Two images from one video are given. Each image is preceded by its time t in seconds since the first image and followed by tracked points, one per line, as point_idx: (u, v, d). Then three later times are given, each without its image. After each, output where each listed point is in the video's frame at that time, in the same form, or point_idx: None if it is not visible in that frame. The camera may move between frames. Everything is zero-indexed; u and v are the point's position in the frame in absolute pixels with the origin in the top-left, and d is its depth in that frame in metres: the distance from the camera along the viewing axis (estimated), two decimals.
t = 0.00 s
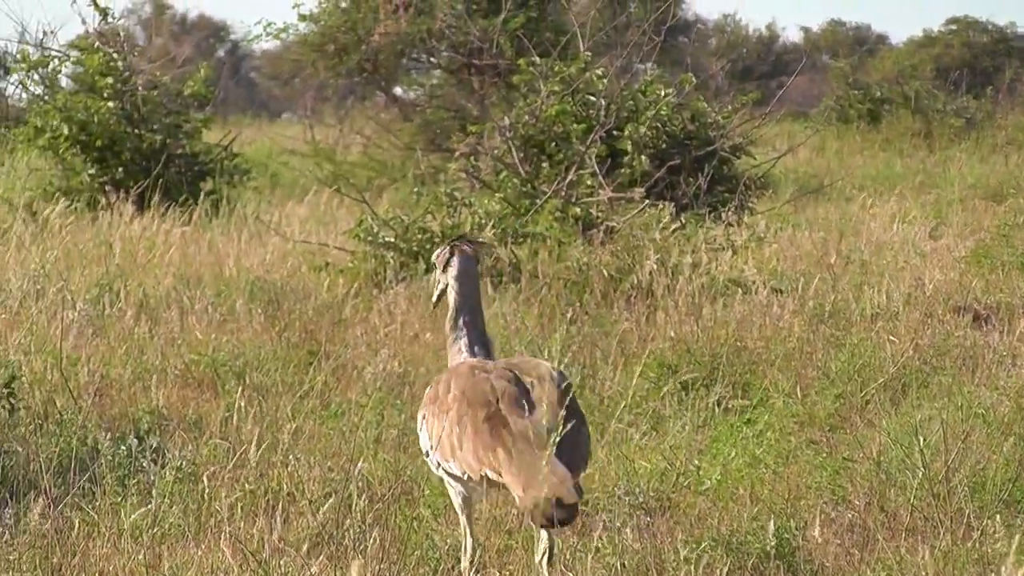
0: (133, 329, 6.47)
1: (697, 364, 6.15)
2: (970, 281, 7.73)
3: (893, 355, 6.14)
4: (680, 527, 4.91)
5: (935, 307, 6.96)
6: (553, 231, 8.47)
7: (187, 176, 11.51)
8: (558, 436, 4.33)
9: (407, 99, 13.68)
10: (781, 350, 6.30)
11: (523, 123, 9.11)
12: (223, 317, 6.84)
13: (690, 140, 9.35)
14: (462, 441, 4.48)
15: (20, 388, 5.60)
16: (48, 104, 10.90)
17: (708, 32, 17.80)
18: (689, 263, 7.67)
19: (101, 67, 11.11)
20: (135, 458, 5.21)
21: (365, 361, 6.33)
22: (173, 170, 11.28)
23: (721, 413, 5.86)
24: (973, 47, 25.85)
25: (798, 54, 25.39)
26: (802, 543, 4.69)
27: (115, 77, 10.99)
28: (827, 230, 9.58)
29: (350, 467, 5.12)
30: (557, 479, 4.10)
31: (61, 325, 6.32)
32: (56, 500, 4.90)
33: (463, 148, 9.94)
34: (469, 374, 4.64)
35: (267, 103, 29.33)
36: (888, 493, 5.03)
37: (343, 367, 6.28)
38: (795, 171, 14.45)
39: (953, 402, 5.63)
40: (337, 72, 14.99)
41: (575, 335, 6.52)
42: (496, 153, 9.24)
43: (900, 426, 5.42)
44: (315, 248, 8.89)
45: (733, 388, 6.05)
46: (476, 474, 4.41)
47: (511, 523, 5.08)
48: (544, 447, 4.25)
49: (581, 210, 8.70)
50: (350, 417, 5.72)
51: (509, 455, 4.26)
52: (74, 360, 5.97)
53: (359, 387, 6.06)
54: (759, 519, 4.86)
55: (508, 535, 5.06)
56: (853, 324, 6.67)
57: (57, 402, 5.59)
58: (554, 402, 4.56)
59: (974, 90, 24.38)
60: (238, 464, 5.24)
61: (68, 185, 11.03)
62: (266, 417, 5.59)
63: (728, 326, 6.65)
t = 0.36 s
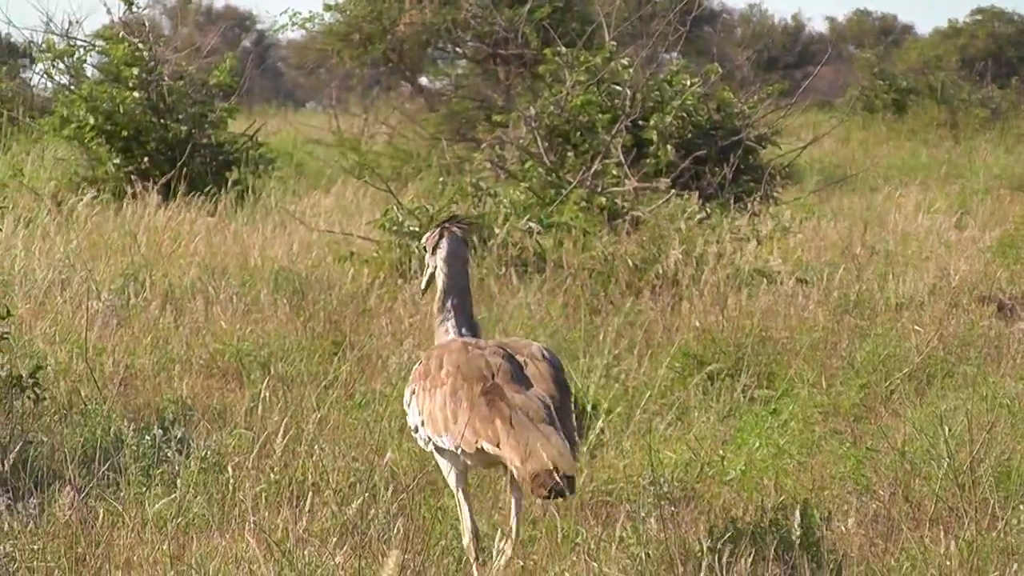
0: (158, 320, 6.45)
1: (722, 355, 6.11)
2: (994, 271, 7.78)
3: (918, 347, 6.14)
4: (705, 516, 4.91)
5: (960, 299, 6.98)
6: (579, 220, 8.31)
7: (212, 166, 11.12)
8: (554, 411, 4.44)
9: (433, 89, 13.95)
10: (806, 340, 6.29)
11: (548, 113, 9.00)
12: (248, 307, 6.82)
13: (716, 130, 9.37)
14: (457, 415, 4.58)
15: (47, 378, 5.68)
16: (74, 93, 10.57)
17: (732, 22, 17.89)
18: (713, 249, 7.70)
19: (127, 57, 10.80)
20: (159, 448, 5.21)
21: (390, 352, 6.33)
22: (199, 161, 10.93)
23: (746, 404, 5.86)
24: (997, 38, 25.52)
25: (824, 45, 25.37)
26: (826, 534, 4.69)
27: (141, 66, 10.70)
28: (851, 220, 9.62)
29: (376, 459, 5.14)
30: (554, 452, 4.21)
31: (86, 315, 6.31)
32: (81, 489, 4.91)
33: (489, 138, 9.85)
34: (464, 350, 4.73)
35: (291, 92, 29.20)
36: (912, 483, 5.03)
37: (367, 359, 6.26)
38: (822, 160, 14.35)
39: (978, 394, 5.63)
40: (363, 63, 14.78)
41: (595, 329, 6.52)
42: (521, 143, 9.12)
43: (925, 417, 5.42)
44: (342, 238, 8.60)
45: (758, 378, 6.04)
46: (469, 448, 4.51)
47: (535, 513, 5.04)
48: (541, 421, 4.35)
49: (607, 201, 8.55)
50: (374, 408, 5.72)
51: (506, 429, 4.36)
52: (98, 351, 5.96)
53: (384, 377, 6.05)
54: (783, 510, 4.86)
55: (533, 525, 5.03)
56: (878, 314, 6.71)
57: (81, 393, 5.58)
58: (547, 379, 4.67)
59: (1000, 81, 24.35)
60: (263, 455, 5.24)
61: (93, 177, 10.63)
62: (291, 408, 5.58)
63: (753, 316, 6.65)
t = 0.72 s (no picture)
0: (178, 307, 6.47)
1: (741, 343, 6.12)
2: (1015, 258, 7.78)
3: (937, 334, 6.15)
4: (725, 504, 4.92)
5: (980, 286, 6.99)
6: (599, 209, 8.26)
7: (232, 154, 11.27)
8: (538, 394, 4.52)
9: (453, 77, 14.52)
10: (826, 328, 6.29)
11: (568, 101, 8.92)
12: (268, 295, 6.83)
13: (735, 118, 9.43)
14: (442, 402, 4.66)
15: (67, 366, 5.70)
16: (94, 82, 10.71)
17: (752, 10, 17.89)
18: (732, 240, 7.73)
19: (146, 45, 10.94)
20: (179, 436, 5.22)
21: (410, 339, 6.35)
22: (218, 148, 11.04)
23: (765, 391, 5.86)
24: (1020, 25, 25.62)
25: (844, 33, 25.40)
26: (845, 521, 4.70)
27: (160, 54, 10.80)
28: (871, 209, 9.62)
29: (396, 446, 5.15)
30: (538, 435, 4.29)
31: (106, 303, 6.34)
32: (100, 477, 4.92)
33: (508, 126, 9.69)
34: (447, 337, 4.81)
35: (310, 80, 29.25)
36: (931, 471, 5.03)
37: (388, 346, 6.26)
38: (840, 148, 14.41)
39: (998, 381, 5.64)
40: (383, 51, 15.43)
41: (615, 317, 6.52)
42: (541, 131, 9.05)
43: (944, 405, 5.42)
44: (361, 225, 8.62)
45: (777, 366, 6.04)
46: (456, 435, 4.60)
47: (555, 499, 5.03)
48: (525, 405, 4.44)
49: (627, 188, 8.49)
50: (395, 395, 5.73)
51: (491, 414, 4.45)
52: (118, 339, 5.98)
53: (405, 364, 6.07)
54: (802, 497, 4.87)
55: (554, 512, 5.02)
56: (898, 302, 6.70)
57: (101, 380, 5.61)
58: (530, 361, 4.74)
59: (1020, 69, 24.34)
60: (283, 442, 5.26)
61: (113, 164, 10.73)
62: (311, 396, 5.60)
63: (772, 304, 6.66)
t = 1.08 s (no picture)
0: (206, 299, 6.45)
1: (770, 335, 6.12)
2: None
3: (966, 327, 6.14)
4: (753, 498, 4.94)
5: (1010, 278, 6.97)
6: (628, 202, 8.32)
7: (261, 146, 11.33)
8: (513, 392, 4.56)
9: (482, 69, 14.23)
10: (854, 320, 6.29)
11: (597, 93, 9.03)
12: (296, 286, 6.81)
13: (765, 111, 9.31)
14: (424, 400, 4.73)
15: (95, 358, 5.73)
16: (122, 74, 10.74)
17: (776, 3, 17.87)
18: (761, 230, 7.71)
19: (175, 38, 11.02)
20: (207, 428, 5.24)
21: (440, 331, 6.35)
22: (246, 141, 11.11)
23: (794, 383, 5.87)
24: None
25: (872, 26, 25.35)
26: (874, 514, 4.70)
27: (188, 46, 10.90)
28: (900, 201, 9.60)
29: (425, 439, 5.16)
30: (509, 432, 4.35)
31: (134, 296, 6.36)
32: (129, 469, 4.92)
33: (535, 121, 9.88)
34: (433, 335, 4.87)
35: (338, 71, 29.26)
36: (960, 464, 5.02)
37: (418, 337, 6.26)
38: (868, 140, 14.38)
39: None
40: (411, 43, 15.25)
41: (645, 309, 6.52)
42: (570, 124, 9.16)
43: (973, 397, 5.42)
44: (391, 218, 8.63)
45: (806, 358, 6.04)
46: (437, 432, 4.66)
47: (584, 491, 5.00)
48: (499, 403, 4.49)
49: (655, 180, 8.52)
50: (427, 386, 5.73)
51: (467, 412, 4.50)
52: (147, 332, 6.00)
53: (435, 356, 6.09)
54: (831, 490, 4.87)
55: (581, 505, 4.97)
56: (926, 295, 6.69)
57: (129, 373, 5.63)
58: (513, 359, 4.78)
59: None
60: (308, 434, 5.27)
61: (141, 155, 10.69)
62: (340, 389, 5.62)
63: (801, 296, 6.65)
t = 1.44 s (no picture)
0: (239, 294, 6.48)
1: (803, 329, 6.13)
2: None
3: (999, 320, 6.13)
4: (786, 490, 4.95)
5: None
6: (661, 195, 8.36)
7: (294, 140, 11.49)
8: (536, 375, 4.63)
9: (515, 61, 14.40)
10: (887, 314, 6.28)
11: (629, 86, 9.03)
12: (329, 280, 6.83)
13: (797, 104, 9.42)
14: (441, 378, 4.77)
15: (128, 352, 5.75)
16: (154, 68, 11.02)
17: None
18: (790, 224, 7.69)
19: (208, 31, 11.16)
20: (241, 420, 5.25)
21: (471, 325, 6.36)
22: (279, 134, 11.27)
23: (827, 377, 5.87)
24: None
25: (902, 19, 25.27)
26: (907, 506, 4.70)
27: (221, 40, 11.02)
28: (932, 195, 9.57)
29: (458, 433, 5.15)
30: (533, 412, 4.41)
31: (167, 289, 6.39)
32: (162, 463, 4.92)
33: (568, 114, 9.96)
34: (450, 316, 4.93)
35: (370, 65, 29.31)
36: (993, 456, 5.02)
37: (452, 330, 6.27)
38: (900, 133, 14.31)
39: None
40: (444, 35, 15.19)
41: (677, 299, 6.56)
42: (603, 116, 9.17)
43: (1007, 390, 5.42)
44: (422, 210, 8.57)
45: (839, 351, 6.04)
46: (454, 410, 4.70)
47: (617, 485, 4.99)
48: (522, 383, 4.56)
49: (689, 173, 8.61)
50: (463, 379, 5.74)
51: (488, 391, 4.56)
52: (179, 325, 6.02)
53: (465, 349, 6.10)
54: (864, 483, 4.87)
55: (615, 498, 4.97)
56: (959, 288, 6.66)
57: (162, 366, 5.65)
58: (531, 344, 4.85)
59: None
60: (341, 429, 5.28)
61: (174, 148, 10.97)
62: (372, 381, 5.65)
63: (834, 289, 6.65)
